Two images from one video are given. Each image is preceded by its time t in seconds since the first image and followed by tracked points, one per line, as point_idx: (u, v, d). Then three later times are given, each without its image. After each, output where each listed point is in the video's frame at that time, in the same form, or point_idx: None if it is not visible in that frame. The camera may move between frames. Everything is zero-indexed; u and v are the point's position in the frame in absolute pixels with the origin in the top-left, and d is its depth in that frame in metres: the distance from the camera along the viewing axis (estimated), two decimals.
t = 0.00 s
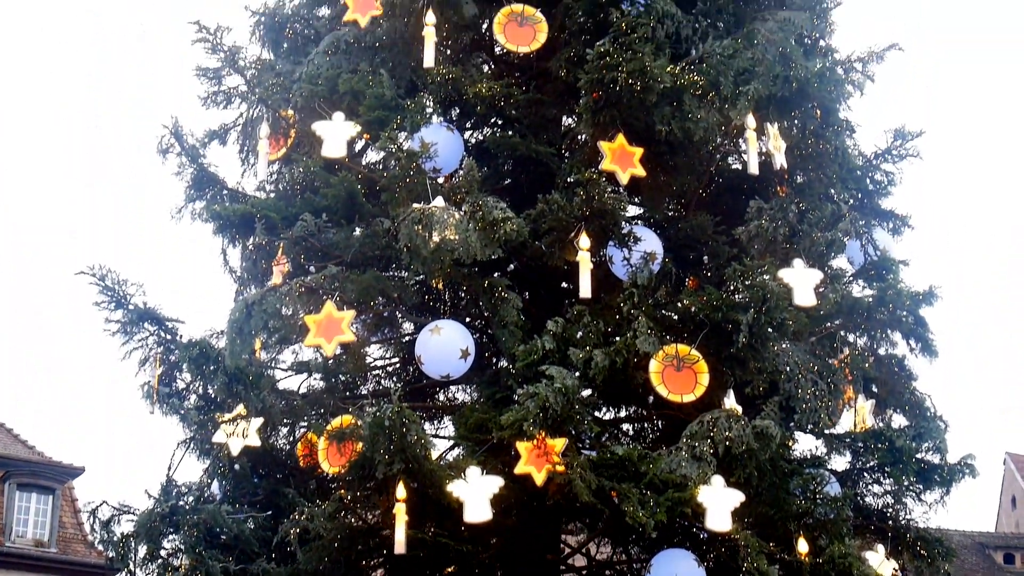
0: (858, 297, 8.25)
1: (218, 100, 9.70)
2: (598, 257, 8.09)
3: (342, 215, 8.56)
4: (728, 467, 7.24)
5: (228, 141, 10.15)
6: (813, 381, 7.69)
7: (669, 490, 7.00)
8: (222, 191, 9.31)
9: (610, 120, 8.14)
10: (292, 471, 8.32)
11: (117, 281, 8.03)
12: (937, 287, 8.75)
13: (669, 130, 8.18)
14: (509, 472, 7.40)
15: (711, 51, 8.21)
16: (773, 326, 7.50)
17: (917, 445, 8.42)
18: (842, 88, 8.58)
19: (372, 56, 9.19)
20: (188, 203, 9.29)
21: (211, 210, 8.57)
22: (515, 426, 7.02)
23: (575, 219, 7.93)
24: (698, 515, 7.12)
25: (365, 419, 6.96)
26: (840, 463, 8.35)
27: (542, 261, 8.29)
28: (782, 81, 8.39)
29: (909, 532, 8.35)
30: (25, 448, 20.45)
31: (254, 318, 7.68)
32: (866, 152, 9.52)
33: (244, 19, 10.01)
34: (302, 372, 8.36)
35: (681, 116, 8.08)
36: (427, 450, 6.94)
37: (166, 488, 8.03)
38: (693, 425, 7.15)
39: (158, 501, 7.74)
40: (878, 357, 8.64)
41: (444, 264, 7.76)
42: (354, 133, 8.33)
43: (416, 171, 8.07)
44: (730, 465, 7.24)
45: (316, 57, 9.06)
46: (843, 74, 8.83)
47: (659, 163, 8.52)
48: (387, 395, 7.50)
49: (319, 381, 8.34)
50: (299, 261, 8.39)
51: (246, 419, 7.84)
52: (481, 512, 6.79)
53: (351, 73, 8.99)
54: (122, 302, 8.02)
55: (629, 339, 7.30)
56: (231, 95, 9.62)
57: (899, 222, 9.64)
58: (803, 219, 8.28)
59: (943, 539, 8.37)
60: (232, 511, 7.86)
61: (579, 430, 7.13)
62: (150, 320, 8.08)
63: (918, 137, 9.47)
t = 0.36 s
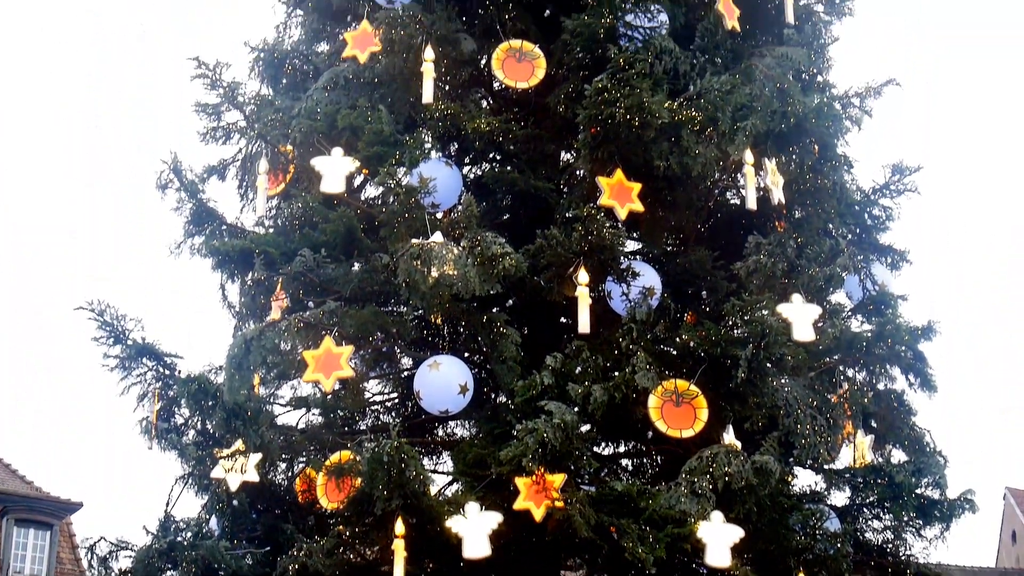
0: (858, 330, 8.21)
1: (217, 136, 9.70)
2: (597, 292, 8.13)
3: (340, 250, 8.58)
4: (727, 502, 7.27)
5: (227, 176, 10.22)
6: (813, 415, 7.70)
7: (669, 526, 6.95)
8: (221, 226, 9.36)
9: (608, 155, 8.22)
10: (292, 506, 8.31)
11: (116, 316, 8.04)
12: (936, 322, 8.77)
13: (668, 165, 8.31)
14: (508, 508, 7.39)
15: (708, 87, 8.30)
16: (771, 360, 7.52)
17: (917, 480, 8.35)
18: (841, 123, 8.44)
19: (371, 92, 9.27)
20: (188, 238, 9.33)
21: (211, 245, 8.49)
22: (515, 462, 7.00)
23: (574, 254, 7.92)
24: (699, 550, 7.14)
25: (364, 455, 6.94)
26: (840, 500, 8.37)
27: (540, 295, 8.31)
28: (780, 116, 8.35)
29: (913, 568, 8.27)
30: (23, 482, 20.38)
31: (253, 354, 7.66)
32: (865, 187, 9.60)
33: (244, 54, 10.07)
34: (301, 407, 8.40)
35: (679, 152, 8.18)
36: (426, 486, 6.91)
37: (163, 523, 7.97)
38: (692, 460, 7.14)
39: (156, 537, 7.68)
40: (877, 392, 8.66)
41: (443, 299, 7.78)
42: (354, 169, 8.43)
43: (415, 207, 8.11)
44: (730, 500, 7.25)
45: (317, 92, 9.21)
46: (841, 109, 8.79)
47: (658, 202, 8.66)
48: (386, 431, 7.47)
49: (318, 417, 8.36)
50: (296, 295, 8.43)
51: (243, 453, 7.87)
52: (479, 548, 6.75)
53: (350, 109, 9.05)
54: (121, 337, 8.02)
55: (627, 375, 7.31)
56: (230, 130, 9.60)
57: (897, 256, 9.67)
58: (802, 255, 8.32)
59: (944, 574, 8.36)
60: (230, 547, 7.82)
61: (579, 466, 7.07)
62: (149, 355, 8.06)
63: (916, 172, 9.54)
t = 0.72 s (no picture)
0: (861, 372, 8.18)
1: (221, 178, 9.79)
2: (600, 334, 8.17)
3: (344, 292, 8.64)
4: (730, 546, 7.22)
5: (230, 218, 10.28)
6: (817, 458, 7.65)
7: (671, 569, 6.90)
8: (224, 268, 9.40)
9: (611, 198, 8.31)
10: (293, 549, 8.25)
11: (119, 358, 8.01)
12: (940, 365, 8.78)
13: (671, 208, 8.42)
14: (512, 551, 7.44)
15: (711, 129, 8.33)
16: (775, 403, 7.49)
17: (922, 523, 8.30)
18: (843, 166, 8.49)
19: (375, 134, 9.34)
20: (190, 280, 9.41)
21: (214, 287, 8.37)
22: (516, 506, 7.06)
23: (576, 296, 7.95)
24: None
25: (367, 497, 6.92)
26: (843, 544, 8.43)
27: (542, 337, 8.36)
28: (782, 159, 8.31)
29: None
30: (23, 524, 20.26)
31: (256, 397, 7.66)
32: (867, 229, 9.64)
33: (248, 97, 10.18)
34: (302, 450, 8.40)
35: (682, 195, 8.28)
36: (429, 528, 6.88)
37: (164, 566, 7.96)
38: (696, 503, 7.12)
39: None
40: (880, 435, 8.62)
41: (446, 341, 7.81)
42: (356, 210, 8.50)
43: (418, 249, 8.12)
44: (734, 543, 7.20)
45: (319, 134, 9.24)
46: (843, 152, 8.85)
47: (661, 244, 8.76)
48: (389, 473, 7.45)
49: (321, 459, 8.37)
50: (300, 336, 8.46)
51: (246, 495, 7.83)
52: None
53: (353, 151, 9.06)
54: (124, 379, 7.98)
55: (631, 417, 7.28)
56: (234, 172, 9.70)
57: (901, 298, 9.71)
58: (805, 296, 8.40)
59: None
60: None
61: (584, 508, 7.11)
62: (151, 397, 8.05)
63: (919, 215, 9.54)
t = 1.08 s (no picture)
0: (863, 417, 8.20)
1: (223, 221, 9.77)
2: (602, 377, 8.20)
3: (346, 335, 8.71)
4: None
5: (232, 260, 10.39)
6: (818, 501, 7.69)
7: None
8: (226, 310, 9.46)
9: (612, 241, 8.36)
10: None
11: (120, 401, 7.99)
12: (941, 408, 8.75)
13: (672, 250, 8.42)
14: None
15: (713, 171, 8.24)
16: (776, 446, 7.50)
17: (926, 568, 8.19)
18: (844, 210, 8.73)
19: (376, 177, 9.40)
20: (191, 322, 9.41)
21: (216, 331, 8.17)
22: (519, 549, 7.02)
23: (578, 339, 7.95)
24: None
25: (368, 541, 6.88)
26: None
27: (543, 379, 8.44)
28: (783, 203, 8.58)
29: None
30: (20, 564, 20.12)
31: (256, 439, 7.73)
32: (869, 272, 9.67)
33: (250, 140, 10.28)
34: (304, 493, 8.45)
35: (682, 238, 8.34)
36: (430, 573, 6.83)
37: None
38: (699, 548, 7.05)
39: None
40: (883, 477, 8.61)
41: (447, 384, 7.81)
42: (358, 253, 8.54)
43: (419, 292, 8.17)
44: None
45: (322, 178, 9.37)
46: (844, 195, 8.89)
47: (662, 286, 8.78)
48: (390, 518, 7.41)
49: (321, 502, 8.33)
50: (301, 379, 8.47)
51: (246, 539, 7.86)
52: None
53: (354, 193, 9.20)
54: (125, 421, 7.96)
55: (632, 460, 7.25)
56: (236, 216, 9.73)
57: (902, 341, 9.79)
58: (806, 339, 8.42)
59: None
60: None
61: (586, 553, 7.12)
62: (152, 440, 8.03)
63: (919, 258, 9.61)
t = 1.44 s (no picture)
0: (869, 463, 8.20)
1: (227, 267, 9.80)
2: (605, 423, 8.23)
3: (348, 381, 8.64)
4: None
5: (236, 306, 10.25)
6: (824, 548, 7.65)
7: None
8: (230, 356, 9.48)
9: (617, 287, 8.48)
10: None
11: (124, 447, 8.07)
12: (947, 455, 8.72)
13: (676, 296, 8.44)
14: None
15: (718, 219, 8.47)
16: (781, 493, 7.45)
17: None
18: (848, 257, 8.74)
19: (381, 224, 9.47)
20: (195, 368, 9.48)
21: (221, 376, 8.33)
22: None
23: (582, 385, 7.96)
24: None
25: None
26: None
27: (547, 425, 8.54)
28: (787, 250, 8.57)
29: None
30: None
31: (260, 485, 7.68)
32: (873, 318, 9.73)
33: (255, 187, 10.39)
34: (308, 539, 8.48)
35: (687, 284, 8.34)
36: None
37: None
38: None
39: None
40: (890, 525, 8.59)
41: (451, 432, 7.79)
42: (361, 299, 8.63)
43: (423, 338, 8.20)
44: None
45: (326, 225, 9.40)
46: (849, 242, 8.99)
47: (667, 333, 8.97)
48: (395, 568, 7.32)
49: (325, 548, 8.44)
50: (305, 426, 8.50)
51: None
52: None
53: (358, 241, 9.25)
54: (128, 468, 7.98)
55: (636, 507, 7.24)
56: (240, 261, 9.75)
57: (907, 388, 9.71)
58: (811, 385, 8.40)
59: None
60: None
61: None
62: (156, 486, 8.01)
63: (924, 303, 9.64)
